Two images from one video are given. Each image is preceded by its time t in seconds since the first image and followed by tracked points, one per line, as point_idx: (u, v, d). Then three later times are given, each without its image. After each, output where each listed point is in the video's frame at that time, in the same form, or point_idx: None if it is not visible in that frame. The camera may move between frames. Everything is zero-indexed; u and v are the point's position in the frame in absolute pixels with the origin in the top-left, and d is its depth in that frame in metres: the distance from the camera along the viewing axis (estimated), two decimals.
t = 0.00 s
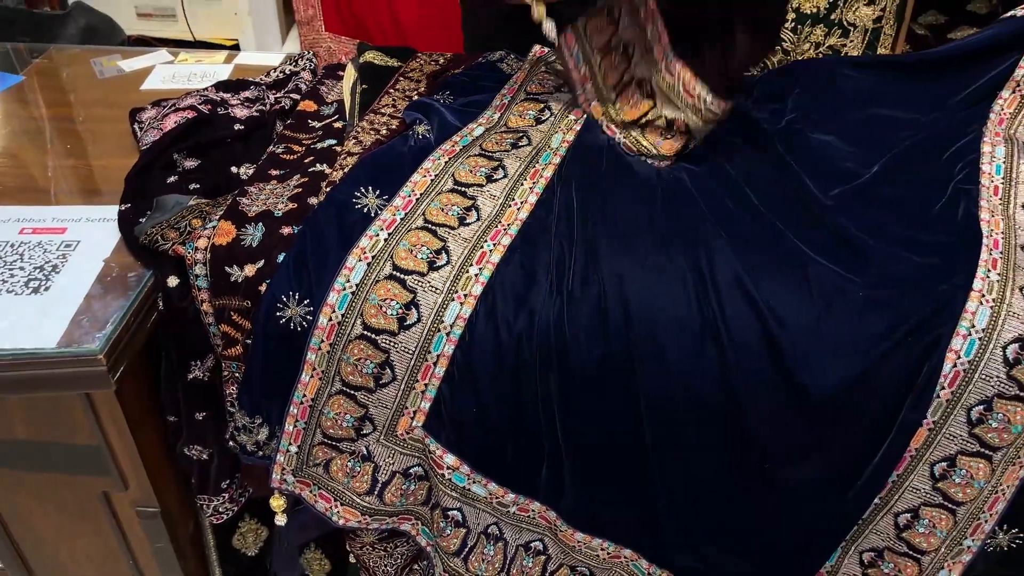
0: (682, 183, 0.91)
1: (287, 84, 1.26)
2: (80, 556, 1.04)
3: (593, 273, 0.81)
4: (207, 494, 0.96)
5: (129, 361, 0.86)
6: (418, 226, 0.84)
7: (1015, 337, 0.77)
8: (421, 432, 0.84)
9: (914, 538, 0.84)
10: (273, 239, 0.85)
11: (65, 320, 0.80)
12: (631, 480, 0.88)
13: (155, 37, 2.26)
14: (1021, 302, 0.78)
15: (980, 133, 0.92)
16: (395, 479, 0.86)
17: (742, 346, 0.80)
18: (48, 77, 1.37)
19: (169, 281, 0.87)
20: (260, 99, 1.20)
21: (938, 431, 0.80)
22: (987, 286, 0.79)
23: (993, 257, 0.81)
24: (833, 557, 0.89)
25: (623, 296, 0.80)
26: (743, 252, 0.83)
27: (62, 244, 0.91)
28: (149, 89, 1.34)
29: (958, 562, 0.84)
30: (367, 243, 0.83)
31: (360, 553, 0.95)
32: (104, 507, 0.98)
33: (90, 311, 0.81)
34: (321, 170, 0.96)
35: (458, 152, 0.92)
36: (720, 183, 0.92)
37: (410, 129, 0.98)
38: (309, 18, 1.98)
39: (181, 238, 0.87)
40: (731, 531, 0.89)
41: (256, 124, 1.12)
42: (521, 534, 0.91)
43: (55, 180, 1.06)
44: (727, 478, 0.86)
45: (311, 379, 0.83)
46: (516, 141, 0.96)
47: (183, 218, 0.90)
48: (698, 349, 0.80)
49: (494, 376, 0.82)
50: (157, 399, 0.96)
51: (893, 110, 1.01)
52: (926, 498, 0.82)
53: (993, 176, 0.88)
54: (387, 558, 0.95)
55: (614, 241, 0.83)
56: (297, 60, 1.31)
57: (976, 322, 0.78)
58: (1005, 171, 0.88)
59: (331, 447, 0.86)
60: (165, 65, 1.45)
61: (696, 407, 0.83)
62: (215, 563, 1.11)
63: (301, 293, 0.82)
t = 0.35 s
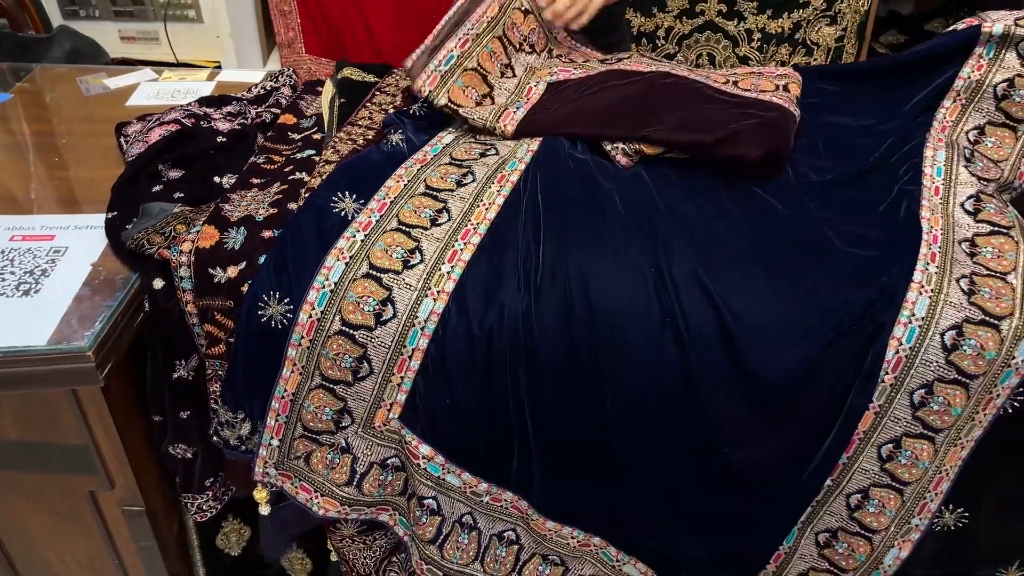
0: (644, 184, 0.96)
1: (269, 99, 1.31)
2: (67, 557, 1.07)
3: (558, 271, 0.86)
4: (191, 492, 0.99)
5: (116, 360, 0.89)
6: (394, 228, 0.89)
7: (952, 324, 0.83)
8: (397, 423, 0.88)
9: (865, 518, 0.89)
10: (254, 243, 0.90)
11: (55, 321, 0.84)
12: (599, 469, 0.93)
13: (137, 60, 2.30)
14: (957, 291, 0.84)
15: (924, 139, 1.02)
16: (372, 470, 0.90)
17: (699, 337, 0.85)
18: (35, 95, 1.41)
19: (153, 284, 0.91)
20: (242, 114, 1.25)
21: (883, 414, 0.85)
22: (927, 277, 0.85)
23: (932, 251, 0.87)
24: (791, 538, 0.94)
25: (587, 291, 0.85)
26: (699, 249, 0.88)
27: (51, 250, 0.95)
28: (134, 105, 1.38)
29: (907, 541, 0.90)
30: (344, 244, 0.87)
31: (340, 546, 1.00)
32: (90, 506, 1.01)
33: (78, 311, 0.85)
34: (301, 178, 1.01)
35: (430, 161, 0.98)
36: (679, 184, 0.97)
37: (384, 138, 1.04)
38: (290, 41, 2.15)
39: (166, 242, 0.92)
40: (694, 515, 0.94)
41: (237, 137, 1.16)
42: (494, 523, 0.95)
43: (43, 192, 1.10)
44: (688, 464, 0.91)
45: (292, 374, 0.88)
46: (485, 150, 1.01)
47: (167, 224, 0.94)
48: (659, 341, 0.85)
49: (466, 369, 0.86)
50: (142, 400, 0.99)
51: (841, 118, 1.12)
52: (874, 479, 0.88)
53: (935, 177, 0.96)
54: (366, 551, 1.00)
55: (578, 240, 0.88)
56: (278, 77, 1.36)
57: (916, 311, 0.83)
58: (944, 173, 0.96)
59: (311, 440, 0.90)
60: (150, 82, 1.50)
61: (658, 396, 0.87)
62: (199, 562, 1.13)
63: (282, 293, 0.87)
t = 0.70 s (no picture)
0: (617, 182, 1.01)
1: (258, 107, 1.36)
2: (61, 550, 1.09)
3: (534, 263, 0.91)
4: (184, 483, 1.02)
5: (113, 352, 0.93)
6: (378, 224, 0.94)
7: (904, 310, 0.87)
8: (382, 410, 0.92)
9: (827, 496, 0.95)
10: (245, 239, 0.94)
11: (55, 312, 0.88)
12: (575, 453, 0.97)
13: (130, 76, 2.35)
14: (908, 279, 0.88)
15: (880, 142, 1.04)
16: (359, 455, 0.94)
17: (667, 322, 0.89)
18: (33, 106, 1.46)
19: (148, 278, 0.95)
20: (233, 121, 1.29)
21: (841, 396, 0.90)
22: (880, 266, 0.89)
23: (886, 243, 0.91)
24: (758, 518, 0.98)
25: (560, 282, 0.90)
26: (667, 242, 0.93)
27: (51, 248, 1.00)
28: (129, 114, 1.43)
29: (867, 518, 0.95)
30: (332, 240, 0.92)
31: (328, 533, 1.03)
32: (84, 498, 1.04)
33: (77, 304, 0.90)
34: (289, 179, 1.05)
35: (413, 163, 1.04)
36: (650, 182, 1.03)
37: (369, 142, 1.09)
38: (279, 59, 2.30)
39: (161, 239, 0.96)
40: (666, 496, 0.99)
41: (228, 142, 1.21)
42: (475, 507, 1.00)
43: (41, 195, 1.15)
44: (659, 447, 0.95)
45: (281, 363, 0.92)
46: (466, 152, 1.07)
47: (162, 222, 0.99)
48: (629, 329, 0.90)
49: (447, 357, 0.91)
50: (137, 394, 1.03)
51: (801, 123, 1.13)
52: (835, 458, 0.93)
53: (889, 176, 0.99)
54: (353, 537, 1.04)
55: (553, 235, 0.93)
56: (267, 87, 1.41)
57: (870, 298, 0.88)
58: (899, 172, 0.99)
59: (300, 428, 0.94)
60: (144, 93, 1.54)
61: (629, 381, 0.92)
62: (190, 556, 1.16)
63: (271, 286, 0.91)
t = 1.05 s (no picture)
0: (608, 190, 1.04)
1: (257, 120, 1.39)
2: (61, 554, 1.11)
3: (527, 267, 0.94)
4: (184, 486, 1.04)
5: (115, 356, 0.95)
6: (375, 231, 0.96)
7: (885, 312, 0.90)
8: (379, 411, 0.94)
9: (813, 494, 0.97)
10: (246, 245, 0.97)
11: (60, 316, 0.91)
12: (568, 454, 0.99)
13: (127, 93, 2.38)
14: (889, 282, 0.91)
15: (862, 151, 1.07)
16: (357, 456, 0.97)
17: (656, 324, 0.92)
18: (35, 120, 1.49)
19: (151, 284, 0.98)
20: (232, 134, 1.32)
21: (826, 396, 0.92)
22: (863, 269, 0.92)
23: (868, 247, 0.93)
24: (746, 516, 1.01)
25: (552, 286, 0.93)
26: (656, 247, 0.96)
27: (55, 256, 1.02)
28: (129, 127, 1.46)
29: (852, 515, 0.98)
30: (330, 246, 0.95)
31: (326, 534, 1.05)
32: (86, 502, 1.05)
33: (82, 309, 0.92)
34: (288, 189, 1.08)
35: (409, 172, 1.06)
36: (640, 190, 1.06)
37: (366, 152, 1.12)
38: (275, 75, 2.39)
39: (163, 246, 0.99)
40: (657, 495, 1.01)
41: (228, 154, 1.24)
42: (471, 508, 1.02)
43: (45, 205, 1.17)
44: (649, 448, 0.98)
45: (280, 366, 0.94)
46: (460, 162, 1.10)
47: (165, 230, 1.01)
48: (620, 330, 0.92)
49: (443, 359, 0.93)
50: (139, 399, 1.05)
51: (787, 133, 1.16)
52: (821, 457, 0.95)
53: (871, 184, 1.01)
54: (350, 539, 1.06)
55: (545, 241, 0.96)
56: (266, 100, 1.44)
57: (853, 300, 0.90)
58: (880, 181, 1.01)
59: (299, 429, 0.96)
60: (144, 107, 1.57)
61: (621, 382, 0.94)
62: (189, 561, 1.18)
63: (272, 291, 0.94)
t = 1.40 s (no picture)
0: (609, 208, 1.05)
1: (259, 138, 1.39)
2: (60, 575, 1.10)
3: (529, 283, 0.94)
4: (184, 506, 1.03)
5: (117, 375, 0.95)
6: (378, 249, 0.97)
7: (888, 329, 0.90)
8: (382, 430, 0.94)
9: (817, 511, 0.97)
10: (249, 264, 0.97)
11: (62, 334, 0.91)
12: (571, 472, 0.99)
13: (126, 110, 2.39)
14: (891, 299, 0.91)
15: (862, 169, 1.07)
16: (359, 475, 0.96)
17: (659, 341, 0.92)
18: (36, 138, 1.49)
19: (154, 302, 0.98)
20: (234, 152, 1.33)
21: (829, 413, 0.92)
22: (864, 287, 0.92)
23: (869, 265, 0.94)
24: (750, 534, 1.01)
25: (555, 302, 0.93)
26: (658, 264, 0.96)
27: (57, 274, 1.02)
28: (131, 145, 1.47)
29: (856, 533, 0.98)
30: (334, 264, 0.95)
31: (328, 554, 1.05)
32: (86, 522, 1.05)
33: (85, 328, 0.92)
34: (291, 207, 1.09)
35: (411, 190, 1.07)
36: (641, 207, 1.06)
37: (369, 171, 1.12)
38: (274, 93, 2.40)
39: (166, 265, 0.99)
40: (659, 513, 1.01)
41: (230, 172, 1.24)
42: (474, 526, 1.02)
43: (47, 223, 1.17)
44: (653, 466, 0.98)
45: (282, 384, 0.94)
46: (462, 180, 1.10)
47: (168, 248, 1.02)
48: (622, 348, 0.93)
49: (446, 377, 0.93)
50: (140, 418, 1.04)
51: (786, 151, 1.17)
52: (824, 474, 0.95)
53: (870, 202, 1.02)
54: (352, 558, 1.05)
55: (548, 258, 0.96)
56: (267, 118, 1.45)
57: (855, 317, 0.90)
58: (880, 199, 1.02)
59: (301, 448, 0.96)
60: (145, 125, 1.58)
61: (623, 399, 0.94)
62: None
63: (274, 308, 0.94)
